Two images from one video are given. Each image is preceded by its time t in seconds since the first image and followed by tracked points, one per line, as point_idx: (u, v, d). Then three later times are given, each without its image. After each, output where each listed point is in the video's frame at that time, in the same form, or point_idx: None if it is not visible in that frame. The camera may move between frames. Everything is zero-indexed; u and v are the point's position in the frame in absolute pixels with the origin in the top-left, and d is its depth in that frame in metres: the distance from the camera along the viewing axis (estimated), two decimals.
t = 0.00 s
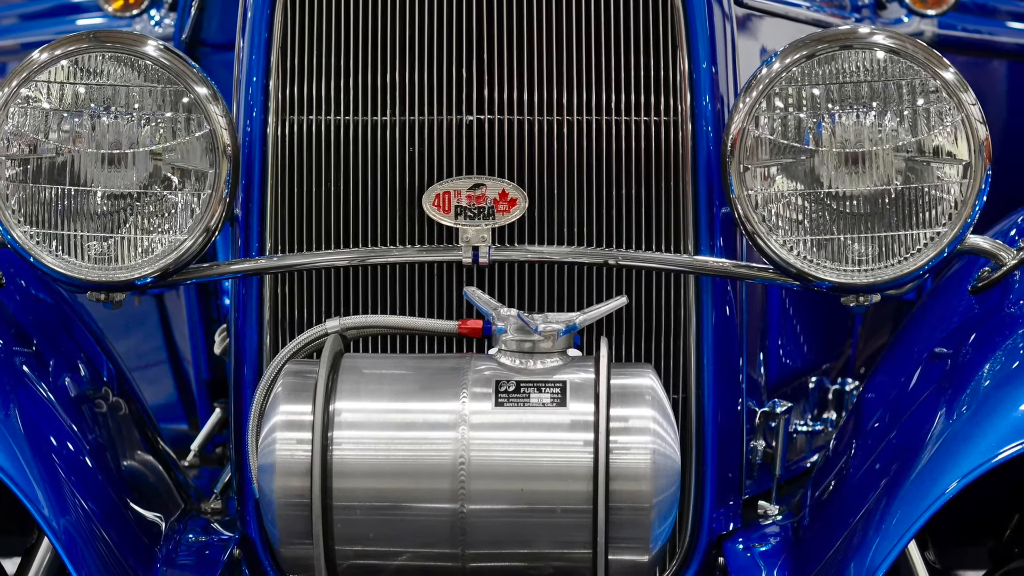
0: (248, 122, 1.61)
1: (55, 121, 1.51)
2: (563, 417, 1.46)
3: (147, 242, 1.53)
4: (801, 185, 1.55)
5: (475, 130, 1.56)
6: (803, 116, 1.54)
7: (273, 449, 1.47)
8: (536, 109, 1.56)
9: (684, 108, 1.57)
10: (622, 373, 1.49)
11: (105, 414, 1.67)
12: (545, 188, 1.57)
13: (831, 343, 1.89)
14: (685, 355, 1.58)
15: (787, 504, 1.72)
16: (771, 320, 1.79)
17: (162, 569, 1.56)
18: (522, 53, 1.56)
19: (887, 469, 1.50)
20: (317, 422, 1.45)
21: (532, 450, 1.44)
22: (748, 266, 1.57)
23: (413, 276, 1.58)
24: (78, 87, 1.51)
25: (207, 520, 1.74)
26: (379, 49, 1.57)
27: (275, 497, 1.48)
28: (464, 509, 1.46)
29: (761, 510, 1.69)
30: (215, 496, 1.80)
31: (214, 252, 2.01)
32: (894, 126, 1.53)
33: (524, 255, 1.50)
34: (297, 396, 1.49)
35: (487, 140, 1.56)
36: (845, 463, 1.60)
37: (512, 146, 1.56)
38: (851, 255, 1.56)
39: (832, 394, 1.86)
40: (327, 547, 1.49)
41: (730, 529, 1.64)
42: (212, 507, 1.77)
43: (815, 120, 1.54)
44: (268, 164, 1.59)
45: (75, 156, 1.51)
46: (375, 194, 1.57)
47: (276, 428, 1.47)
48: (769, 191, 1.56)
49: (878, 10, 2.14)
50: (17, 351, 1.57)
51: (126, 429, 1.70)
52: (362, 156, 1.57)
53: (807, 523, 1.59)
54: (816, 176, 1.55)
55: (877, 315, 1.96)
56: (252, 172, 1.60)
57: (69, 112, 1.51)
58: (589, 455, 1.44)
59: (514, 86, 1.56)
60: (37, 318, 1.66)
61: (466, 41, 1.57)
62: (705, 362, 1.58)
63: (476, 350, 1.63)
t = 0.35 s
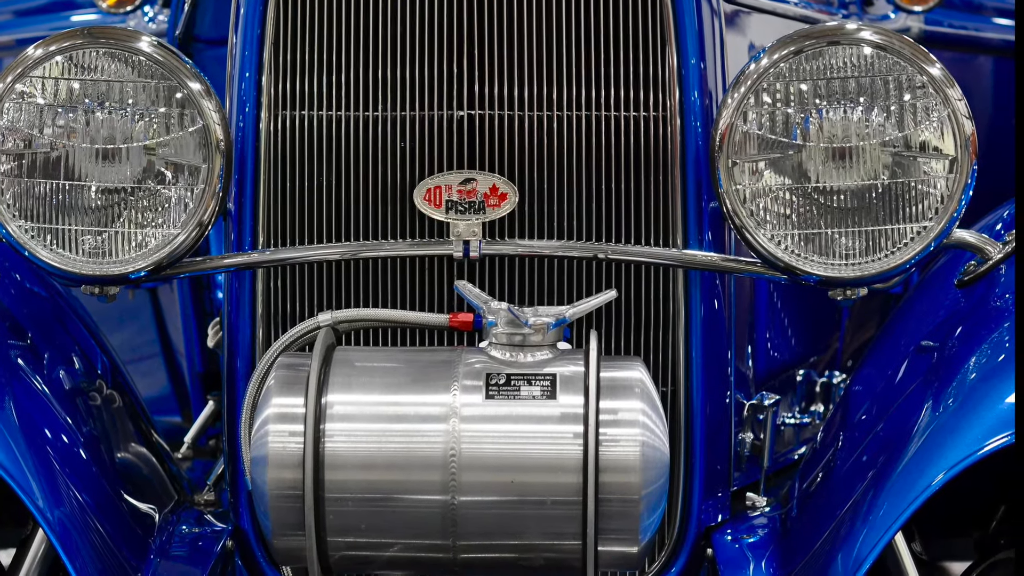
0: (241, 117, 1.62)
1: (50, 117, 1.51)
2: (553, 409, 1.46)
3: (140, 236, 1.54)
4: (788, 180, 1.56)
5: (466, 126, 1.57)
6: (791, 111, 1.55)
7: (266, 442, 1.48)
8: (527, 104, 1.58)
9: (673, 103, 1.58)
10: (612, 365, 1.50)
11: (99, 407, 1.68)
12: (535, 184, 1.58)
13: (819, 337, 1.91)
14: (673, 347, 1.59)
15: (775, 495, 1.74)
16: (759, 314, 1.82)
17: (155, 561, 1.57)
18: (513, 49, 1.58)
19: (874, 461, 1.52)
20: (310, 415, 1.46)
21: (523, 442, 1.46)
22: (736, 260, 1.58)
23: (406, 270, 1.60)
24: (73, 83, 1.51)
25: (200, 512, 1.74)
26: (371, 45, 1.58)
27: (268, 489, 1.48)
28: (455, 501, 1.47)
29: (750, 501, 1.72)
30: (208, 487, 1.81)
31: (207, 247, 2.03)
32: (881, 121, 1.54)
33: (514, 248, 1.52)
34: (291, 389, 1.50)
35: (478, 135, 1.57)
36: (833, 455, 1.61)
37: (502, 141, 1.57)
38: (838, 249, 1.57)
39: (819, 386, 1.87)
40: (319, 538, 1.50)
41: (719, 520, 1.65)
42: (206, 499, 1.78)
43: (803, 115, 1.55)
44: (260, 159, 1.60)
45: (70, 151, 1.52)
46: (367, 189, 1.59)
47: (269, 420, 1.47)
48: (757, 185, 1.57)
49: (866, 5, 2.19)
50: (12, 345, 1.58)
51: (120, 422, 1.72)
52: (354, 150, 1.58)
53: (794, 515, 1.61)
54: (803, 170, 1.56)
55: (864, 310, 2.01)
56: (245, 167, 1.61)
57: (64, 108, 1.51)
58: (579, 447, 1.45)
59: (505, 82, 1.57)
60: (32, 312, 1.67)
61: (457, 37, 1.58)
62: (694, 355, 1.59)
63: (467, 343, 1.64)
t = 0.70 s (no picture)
0: (234, 112, 1.63)
1: (45, 112, 1.51)
2: (543, 402, 1.46)
3: (134, 230, 1.55)
4: (776, 175, 1.55)
5: (457, 121, 1.59)
6: (779, 106, 1.54)
7: (259, 434, 1.47)
8: (517, 100, 1.59)
9: (662, 99, 1.60)
10: (602, 358, 1.50)
11: (94, 400, 1.70)
12: (525, 178, 1.59)
13: (807, 329, 1.94)
14: (663, 339, 1.61)
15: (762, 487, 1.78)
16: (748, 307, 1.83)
17: (149, 552, 1.59)
18: (503, 45, 1.59)
19: (861, 454, 1.53)
20: (301, 407, 1.46)
21: (514, 434, 1.45)
22: (724, 254, 1.57)
23: (399, 264, 1.61)
24: (67, 78, 1.51)
25: (194, 504, 1.76)
26: (362, 41, 1.60)
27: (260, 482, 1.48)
28: (446, 493, 1.46)
29: (738, 493, 1.75)
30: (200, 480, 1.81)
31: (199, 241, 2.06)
32: (868, 117, 1.54)
33: (504, 243, 1.52)
34: (283, 381, 1.50)
35: (467, 130, 1.59)
36: (820, 447, 1.63)
37: (493, 136, 1.59)
38: (826, 243, 1.56)
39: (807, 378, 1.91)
40: (311, 530, 1.50)
41: (708, 512, 1.67)
42: (199, 491, 1.79)
43: (791, 111, 1.54)
44: (253, 155, 1.62)
45: (64, 146, 1.52)
46: (359, 184, 1.60)
47: (261, 412, 1.47)
48: (745, 180, 1.55)
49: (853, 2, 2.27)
50: (7, 338, 1.60)
51: (114, 414, 1.73)
52: (345, 145, 1.59)
53: (782, 507, 1.63)
54: (791, 165, 1.55)
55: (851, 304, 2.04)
56: (238, 164, 1.63)
57: (58, 103, 1.51)
58: (569, 439, 1.44)
59: (495, 78, 1.59)
60: (26, 306, 1.68)
61: (448, 33, 1.60)
62: (682, 348, 1.61)
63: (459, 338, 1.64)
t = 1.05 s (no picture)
0: (227, 108, 1.65)
1: (39, 107, 1.52)
2: (533, 395, 1.47)
3: (128, 225, 1.55)
4: (764, 170, 1.56)
5: (449, 116, 1.60)
6: (767, 102, 1.54)
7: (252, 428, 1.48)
8: (508, 95, 1.60)
9: (651, 94, 1.62)
10: (592, 352, 1.50)
11: (88, 392, 1.71)
12: (516, 173, 1.61)
13: (794, 323, 1.98)
14: (652, 332, 1.63)
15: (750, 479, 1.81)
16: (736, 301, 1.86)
17: (143, 544, 1.61)
18: (493, 40, 1.61)
19: (848, 446, 1.54)
20: (294, 400, 1.46)
21: (505, 426, 1.46)
22: (713, 249, 1.57)
23: (391, 258, 1.63)
24: (62, 74, 1.52)
25: (187, 495, 1.79)
26: (353, 37, 1.61)
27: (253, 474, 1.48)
28: (437, 485, 1.47)
29: (726, 485, 1.77)
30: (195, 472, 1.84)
31: (193, 235, 2.09)
32: (855, 112, 1.53)
33: (495, 237, 1.54)
34: (276, 374, 1.50)
35: (458, 125, 1.60)
36: (808, 440, 1.64)
37: (483, 131, 1.60)
38: (814, 237, 1.57)
39: (796, 372, 1.90)
40: (304, 522, 1.50)
41: (697, 503, 1.69)
42: (192, 483, 1.83)
43: (779, 106, 1.54)
44: (246, 151, 1.64)
45: (59, 141, 1.53)
46: (350, 179, 1.61)
47: (254, 406, 1.47)
48: (734, 175, 1.56)
49: None
50: (2, 332, 1.62)
51: (108, 407, 1.75)
52: (338, 141, 1.61)
53: (770, 499, 1.65)
54: (779, 160, 1.55)
55: (837, 298, 2.08)
56: (231, 158, 1.65)
57: (53, 99, 1.52)
58: (559, 431, 1.45)
59: (486, 73, 1.60)
60: (22, 299, 1.70)
61: (439, 29, 1.61)
62: (671, 341, 1.63)
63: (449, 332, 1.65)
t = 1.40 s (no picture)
0: (220, 103, 1.66)
1: (34, 103, 1.52)
2: (524, 388, 1.47)
3: (122, 219, 1.57)
4: (753, 165, 1.56)
5: (440, 112, 1.62)
6: (756, 97, 1.54)
7: (245, 420, 1.48)
8: (499, 91, 1.62)
9: (641, 90, 1.63)
10: (582, 345, 1.50)
11: (83, 385, 1.73)
12: (507, 170, 1.62)
13: (783, 317, 2.00)
14: (642, 326, 1.64)
15: (739, 472, 1.83)
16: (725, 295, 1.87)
17: (137, 535, 1.62)
18: (484, 36, 1.63)
19: (836, 439, 1.56)
20: (287, 393, 1.46)
21: (496, 419, 1.46)
22: (702, 243, 1.57)
23: (382, 253, 1.64)
24: (57, 70, 1.52)
25: (181, 487, 1.80)
26: (345, 34, 1.63)
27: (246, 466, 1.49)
28: (429, 477, 1.47)
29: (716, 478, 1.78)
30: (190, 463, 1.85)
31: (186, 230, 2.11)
32: (844, 108, 1.54)
33: (487, 232, 1.55)
34: (269, 367, 1.50)
35: (449, 121, 1.62)
36: (796, 433, 1.66)
37: (474, 127, 1.61)
38: (802, 232, 1.57)
39: (783, 365, 1.95)
40: (296, 514, 1.50)
41: (686, 496, 1.71)
42: (187, 475, 1.82)
43: (768, 102, 1.55)
44: (239, 146, 1.65)
45: (53, 137, 1.54)
46: (343, 174, 1.63)
47: (247, 399, 1.47)
48: (723, 170, 1.56)
49: None
50: None
51: (102, 399, 1.77)
52: (331, 137, 1.62)
53: (759, 491, 1.67)
54: (768, 155, 1.55)
55: (825, 292, 2.11)
56: (225, 154, 1.66)
57: (48, 95, 1.53)
58: (549, 424, 1.45)
59: (477, 69, 1.62)
60: (16, 293, 1.71)
61: (431, 26, 1.63)
62: (661, 335, 1.64)
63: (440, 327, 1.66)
